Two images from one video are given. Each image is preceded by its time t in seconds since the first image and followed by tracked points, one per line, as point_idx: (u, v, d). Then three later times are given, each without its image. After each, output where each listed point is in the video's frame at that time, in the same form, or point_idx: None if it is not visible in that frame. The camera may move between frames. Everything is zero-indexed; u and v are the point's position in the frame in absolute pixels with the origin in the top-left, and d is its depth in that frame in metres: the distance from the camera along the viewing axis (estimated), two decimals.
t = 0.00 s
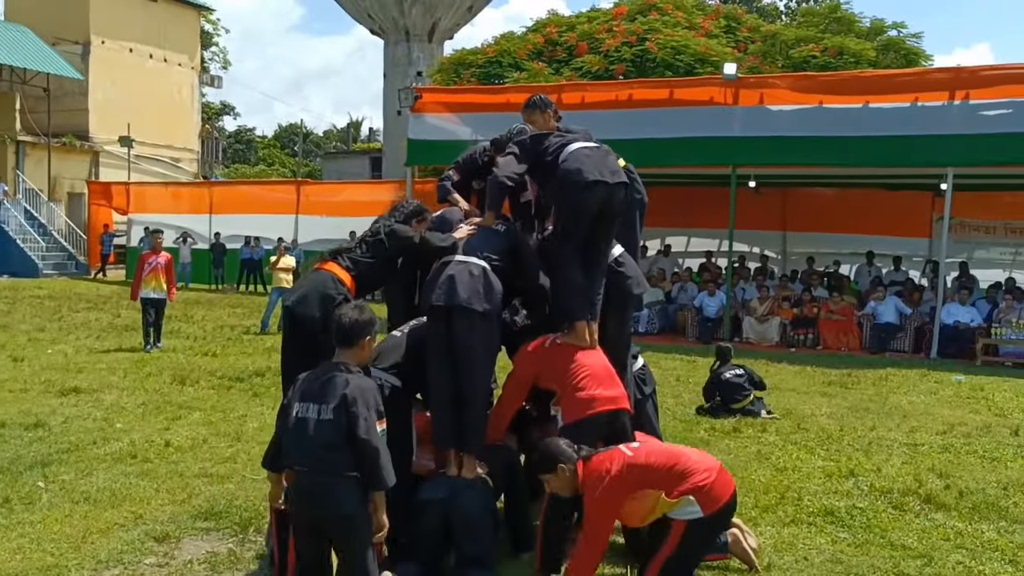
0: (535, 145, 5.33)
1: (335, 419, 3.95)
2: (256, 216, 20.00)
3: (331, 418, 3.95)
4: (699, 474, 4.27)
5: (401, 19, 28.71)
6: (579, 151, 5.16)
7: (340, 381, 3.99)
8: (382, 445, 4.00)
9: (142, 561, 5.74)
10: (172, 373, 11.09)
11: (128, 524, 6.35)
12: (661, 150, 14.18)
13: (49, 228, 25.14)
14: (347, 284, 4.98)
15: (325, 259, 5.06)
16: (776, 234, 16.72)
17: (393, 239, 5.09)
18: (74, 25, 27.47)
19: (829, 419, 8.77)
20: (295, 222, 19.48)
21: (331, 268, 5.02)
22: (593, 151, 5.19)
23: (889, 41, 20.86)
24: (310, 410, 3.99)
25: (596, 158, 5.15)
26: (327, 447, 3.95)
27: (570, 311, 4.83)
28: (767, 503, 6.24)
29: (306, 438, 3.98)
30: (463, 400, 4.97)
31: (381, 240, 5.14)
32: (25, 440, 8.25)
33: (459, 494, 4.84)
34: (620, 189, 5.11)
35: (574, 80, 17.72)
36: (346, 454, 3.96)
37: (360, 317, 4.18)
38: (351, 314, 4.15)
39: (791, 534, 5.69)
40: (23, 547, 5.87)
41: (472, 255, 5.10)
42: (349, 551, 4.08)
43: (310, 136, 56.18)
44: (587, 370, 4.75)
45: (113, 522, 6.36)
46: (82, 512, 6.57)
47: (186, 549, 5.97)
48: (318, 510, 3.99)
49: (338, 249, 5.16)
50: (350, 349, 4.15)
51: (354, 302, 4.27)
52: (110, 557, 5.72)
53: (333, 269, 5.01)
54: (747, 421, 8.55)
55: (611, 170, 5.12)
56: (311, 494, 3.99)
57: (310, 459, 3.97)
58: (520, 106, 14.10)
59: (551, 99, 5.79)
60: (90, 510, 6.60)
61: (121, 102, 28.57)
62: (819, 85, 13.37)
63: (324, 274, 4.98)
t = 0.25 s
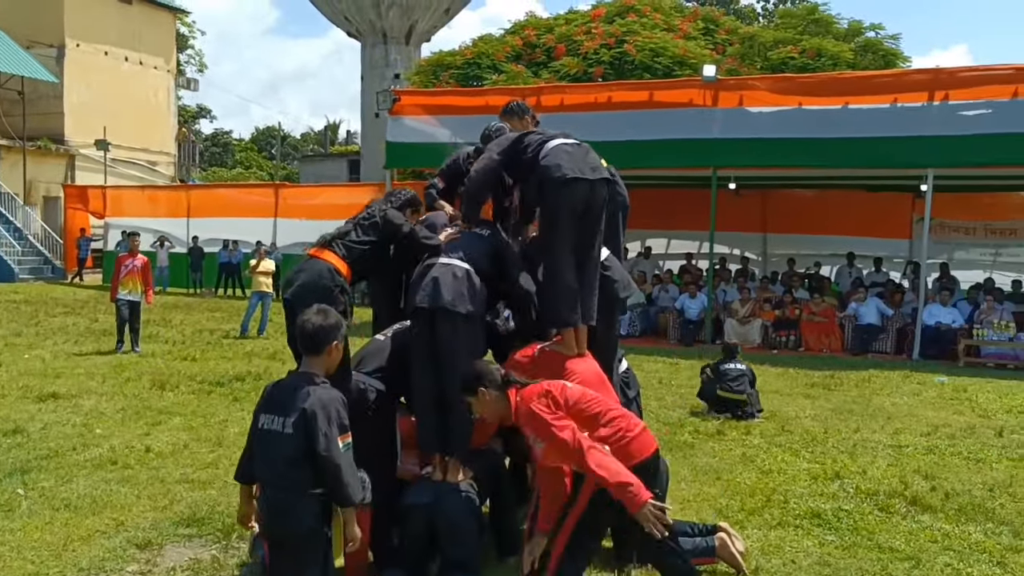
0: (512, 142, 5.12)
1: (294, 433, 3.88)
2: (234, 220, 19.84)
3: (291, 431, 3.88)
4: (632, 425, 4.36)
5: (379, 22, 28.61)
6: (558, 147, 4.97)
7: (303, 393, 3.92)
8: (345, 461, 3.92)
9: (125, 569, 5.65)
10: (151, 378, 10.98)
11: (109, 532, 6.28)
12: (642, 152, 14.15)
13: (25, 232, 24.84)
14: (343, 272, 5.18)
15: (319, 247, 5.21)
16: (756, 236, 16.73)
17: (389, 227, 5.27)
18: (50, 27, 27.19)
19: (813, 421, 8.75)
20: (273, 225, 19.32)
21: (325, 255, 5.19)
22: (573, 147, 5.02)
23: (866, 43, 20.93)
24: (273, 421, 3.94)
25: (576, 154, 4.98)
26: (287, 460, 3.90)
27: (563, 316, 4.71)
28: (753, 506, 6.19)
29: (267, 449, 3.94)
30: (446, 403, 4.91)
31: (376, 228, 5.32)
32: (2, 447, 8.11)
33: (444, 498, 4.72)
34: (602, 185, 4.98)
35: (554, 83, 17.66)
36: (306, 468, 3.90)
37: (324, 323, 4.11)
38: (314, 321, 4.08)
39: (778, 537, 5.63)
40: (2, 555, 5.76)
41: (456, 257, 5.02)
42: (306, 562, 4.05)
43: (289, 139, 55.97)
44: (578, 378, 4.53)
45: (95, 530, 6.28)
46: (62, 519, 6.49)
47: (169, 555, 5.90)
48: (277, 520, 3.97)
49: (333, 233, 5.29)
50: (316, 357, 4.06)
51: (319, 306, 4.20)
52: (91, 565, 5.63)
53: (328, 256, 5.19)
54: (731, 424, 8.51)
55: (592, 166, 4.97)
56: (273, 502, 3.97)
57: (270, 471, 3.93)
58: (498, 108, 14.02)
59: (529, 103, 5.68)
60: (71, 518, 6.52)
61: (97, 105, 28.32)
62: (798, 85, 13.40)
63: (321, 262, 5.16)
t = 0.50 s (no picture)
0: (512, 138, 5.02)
1: (277, 448, 3.76)
2: (214, 222, 19.66)
3: (273, 445, 3.77)
4: (509, 435, 4.05)
5: (360, 22, 28.48)
6: (558, 144, 4.86)
7: (287, 406, 3.80)
8: (330, 477, 3.82)
9: None
10: (134, 384, 10.93)
11: (95, 541, 6.32)
12: (628, 154, 14.09)
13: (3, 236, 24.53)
14: (325, 267, 5.36)
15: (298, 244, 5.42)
16: (742, 236, 16.69)
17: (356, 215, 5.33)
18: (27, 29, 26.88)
19: (803, 422, 8.70)
20: (254, 228, 19.12)
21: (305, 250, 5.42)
22: (573, 144, 4.91)
23: (851, 43, 21.01)
24: (255, 434, 3.82)
25: (577, 151, 4.87)
26: (269, 475, 3.78)
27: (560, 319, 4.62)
28: (748, 509, 6.11)
29: (249, 463, 3.82)
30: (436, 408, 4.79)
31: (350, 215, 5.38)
32: None
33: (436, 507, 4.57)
34: (603, 183, 4.88)
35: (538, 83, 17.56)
36: (289, 483, 3.79)
37: (311, 331, 4.04)
38: (301, 328, 4.02)
39: (774, 540, 5.55)
40: None
41: (443, 259, 4.83)
42: None
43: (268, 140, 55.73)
44: (575, 381, 4.57)
45: (81, 538, 6.32)
46: (47, 528, 6.52)
47: (158, 562, 5.94)
48: (256, 537, 3.85)
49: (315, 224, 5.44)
50: (298, 367, 3.98)
51: (303, 312, 4.16)
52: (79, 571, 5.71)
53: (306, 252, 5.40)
54: (721, 425, 8.46)
55: (593, 164, 4.87)
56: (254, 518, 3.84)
57: (251, 485, 3.82)
58: (482, 109, 13.89)
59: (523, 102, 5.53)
60: (56, 527, 6.54)
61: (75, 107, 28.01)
62: (784, 85, 13.39)
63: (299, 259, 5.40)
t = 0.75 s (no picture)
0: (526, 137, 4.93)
1: (292, 464, 3.65)
2: (193, 223, 19.42)
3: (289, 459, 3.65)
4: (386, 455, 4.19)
5: (338, 21, 28.25)
6: (574, 144, 4.77)
7: (302, 420, 3.69)
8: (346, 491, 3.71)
9: None
10: (119, 388, 10.81)
11: (88, 551, 6.30)
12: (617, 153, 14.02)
13: None
14: (342, 284, 5.43)
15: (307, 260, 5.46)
16: (726, 234, 16.73)
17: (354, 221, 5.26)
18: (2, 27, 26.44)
19: (798, 421, 8.68)
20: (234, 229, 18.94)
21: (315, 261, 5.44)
22: (590, 144, 4.83)
23: (835, 40, 21.06)
24: (267, 448, 3.70)
25: (593, 151, 4.79)
26: (284, 490, 3.66)
27: (574, 324, 4.55)
28: (753, 512, 6.07)
29: (261, 476, 3.70)
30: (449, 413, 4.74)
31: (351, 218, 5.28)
32: None
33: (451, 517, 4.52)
34: (619, 184, 4.81)
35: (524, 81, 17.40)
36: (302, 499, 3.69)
37: (324, 341, 3.91)
38: (315, 337, 3.88)
39: (783, 544, 5.50)
40: None
41: (454, 262, 4.81)
42: None
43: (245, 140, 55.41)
44: (588, 388, 4.66)
45: (74, 549, 6.31)
46: (39, 539, 6.53)
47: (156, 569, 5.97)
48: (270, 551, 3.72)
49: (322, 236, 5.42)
50: (309, 378, 3.85)
51: (315, 320, 3.99)
52: None
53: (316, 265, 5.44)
54: (716, 425, 8.42)
55: (608, 165, 4.79)
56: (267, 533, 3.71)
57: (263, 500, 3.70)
58: (468, 108, 13.80)
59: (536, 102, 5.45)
60: (48, 537, 6.56)
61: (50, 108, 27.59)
62: (774, 81, 13.33)
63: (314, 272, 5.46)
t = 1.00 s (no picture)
0: (550, 129, 4.97)
1: (311, 461, 3.66)
2: (172, 222, 19.30)
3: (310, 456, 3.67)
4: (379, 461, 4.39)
5: (319, 18, 28.12)
6: (598, 137, 4.82)
7: (320, 419, 3.71)
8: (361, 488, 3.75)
9: None
10: (110, 389, 10.66)
11: (97, 555, 6.07)
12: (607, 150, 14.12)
13: None
14: (389, 294, 5.45)
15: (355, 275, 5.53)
16: (711, 230, 16.97)
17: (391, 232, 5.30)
18: None
19: (794, 415, 8.81)
20: (217, 227, 18.94)
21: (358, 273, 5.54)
22: (614, 137, 4.88)
23: (818, 37, 21.31)
24: (288, 445, 3.71)
25: (617, 145, 4.84)
26: (306, 487, 3.69)
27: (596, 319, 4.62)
28: (761, 505, 6.18)
29: (277, 472, 3.72)
30: (472, 410, 4.77)
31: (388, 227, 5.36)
32: None
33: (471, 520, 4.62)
34: (643, 178, 4.87)
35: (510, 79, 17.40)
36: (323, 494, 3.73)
37: (342, 341, 3.91)
38: (334, 337, 3.87)
39: (794, 536, 5.61)
40: None
41: (477, 259, 4.86)
42: None
43: (224, 139, 55.27)
44: (611, 384, 4.74)
45: (82, 553, 6.09)
46: (45, 544, 6.33)
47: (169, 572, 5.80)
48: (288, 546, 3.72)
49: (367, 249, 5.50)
50: (323, 376, 3.85)
51: (333, 321, 4.00)
52: None
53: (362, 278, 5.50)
54: (715, 420, 8.53)
55: (633, 159, 4.84)
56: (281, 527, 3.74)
57: (284, 496, 3.72)
58: (457, 105, 13.83)
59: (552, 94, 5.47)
60: (54, 542, 6.34)
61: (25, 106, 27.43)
62: (762, 77, 13.49)
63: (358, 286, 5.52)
